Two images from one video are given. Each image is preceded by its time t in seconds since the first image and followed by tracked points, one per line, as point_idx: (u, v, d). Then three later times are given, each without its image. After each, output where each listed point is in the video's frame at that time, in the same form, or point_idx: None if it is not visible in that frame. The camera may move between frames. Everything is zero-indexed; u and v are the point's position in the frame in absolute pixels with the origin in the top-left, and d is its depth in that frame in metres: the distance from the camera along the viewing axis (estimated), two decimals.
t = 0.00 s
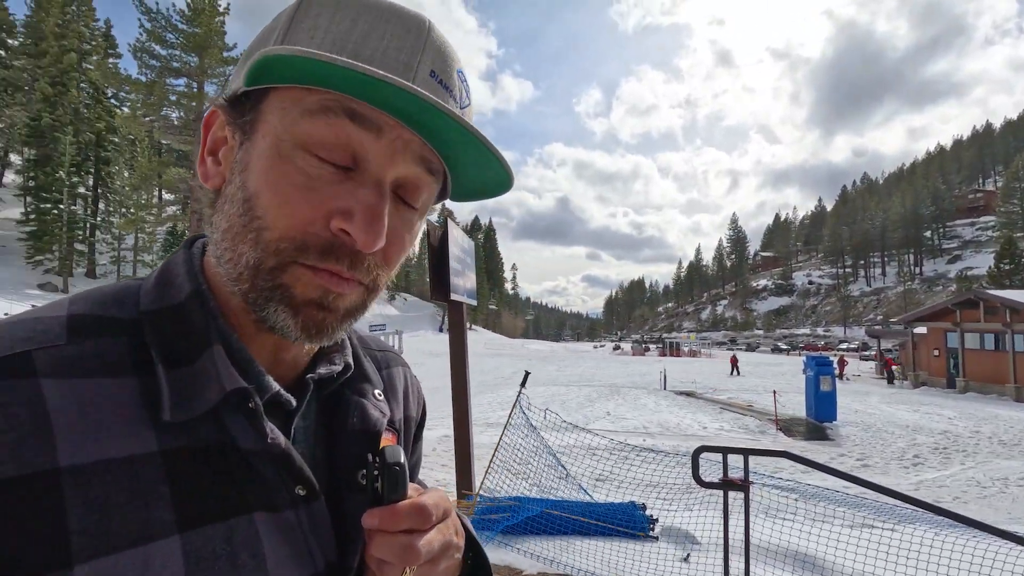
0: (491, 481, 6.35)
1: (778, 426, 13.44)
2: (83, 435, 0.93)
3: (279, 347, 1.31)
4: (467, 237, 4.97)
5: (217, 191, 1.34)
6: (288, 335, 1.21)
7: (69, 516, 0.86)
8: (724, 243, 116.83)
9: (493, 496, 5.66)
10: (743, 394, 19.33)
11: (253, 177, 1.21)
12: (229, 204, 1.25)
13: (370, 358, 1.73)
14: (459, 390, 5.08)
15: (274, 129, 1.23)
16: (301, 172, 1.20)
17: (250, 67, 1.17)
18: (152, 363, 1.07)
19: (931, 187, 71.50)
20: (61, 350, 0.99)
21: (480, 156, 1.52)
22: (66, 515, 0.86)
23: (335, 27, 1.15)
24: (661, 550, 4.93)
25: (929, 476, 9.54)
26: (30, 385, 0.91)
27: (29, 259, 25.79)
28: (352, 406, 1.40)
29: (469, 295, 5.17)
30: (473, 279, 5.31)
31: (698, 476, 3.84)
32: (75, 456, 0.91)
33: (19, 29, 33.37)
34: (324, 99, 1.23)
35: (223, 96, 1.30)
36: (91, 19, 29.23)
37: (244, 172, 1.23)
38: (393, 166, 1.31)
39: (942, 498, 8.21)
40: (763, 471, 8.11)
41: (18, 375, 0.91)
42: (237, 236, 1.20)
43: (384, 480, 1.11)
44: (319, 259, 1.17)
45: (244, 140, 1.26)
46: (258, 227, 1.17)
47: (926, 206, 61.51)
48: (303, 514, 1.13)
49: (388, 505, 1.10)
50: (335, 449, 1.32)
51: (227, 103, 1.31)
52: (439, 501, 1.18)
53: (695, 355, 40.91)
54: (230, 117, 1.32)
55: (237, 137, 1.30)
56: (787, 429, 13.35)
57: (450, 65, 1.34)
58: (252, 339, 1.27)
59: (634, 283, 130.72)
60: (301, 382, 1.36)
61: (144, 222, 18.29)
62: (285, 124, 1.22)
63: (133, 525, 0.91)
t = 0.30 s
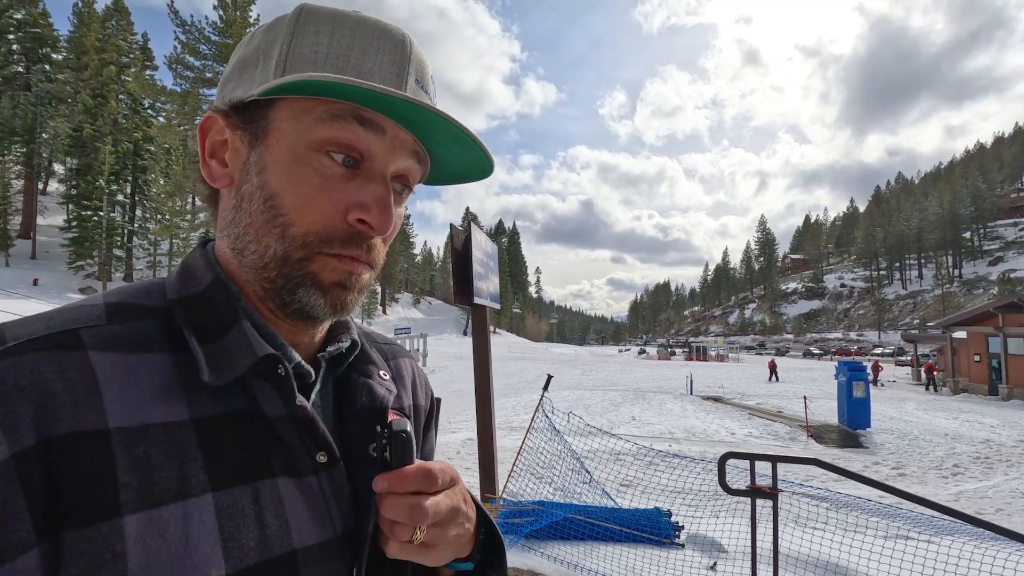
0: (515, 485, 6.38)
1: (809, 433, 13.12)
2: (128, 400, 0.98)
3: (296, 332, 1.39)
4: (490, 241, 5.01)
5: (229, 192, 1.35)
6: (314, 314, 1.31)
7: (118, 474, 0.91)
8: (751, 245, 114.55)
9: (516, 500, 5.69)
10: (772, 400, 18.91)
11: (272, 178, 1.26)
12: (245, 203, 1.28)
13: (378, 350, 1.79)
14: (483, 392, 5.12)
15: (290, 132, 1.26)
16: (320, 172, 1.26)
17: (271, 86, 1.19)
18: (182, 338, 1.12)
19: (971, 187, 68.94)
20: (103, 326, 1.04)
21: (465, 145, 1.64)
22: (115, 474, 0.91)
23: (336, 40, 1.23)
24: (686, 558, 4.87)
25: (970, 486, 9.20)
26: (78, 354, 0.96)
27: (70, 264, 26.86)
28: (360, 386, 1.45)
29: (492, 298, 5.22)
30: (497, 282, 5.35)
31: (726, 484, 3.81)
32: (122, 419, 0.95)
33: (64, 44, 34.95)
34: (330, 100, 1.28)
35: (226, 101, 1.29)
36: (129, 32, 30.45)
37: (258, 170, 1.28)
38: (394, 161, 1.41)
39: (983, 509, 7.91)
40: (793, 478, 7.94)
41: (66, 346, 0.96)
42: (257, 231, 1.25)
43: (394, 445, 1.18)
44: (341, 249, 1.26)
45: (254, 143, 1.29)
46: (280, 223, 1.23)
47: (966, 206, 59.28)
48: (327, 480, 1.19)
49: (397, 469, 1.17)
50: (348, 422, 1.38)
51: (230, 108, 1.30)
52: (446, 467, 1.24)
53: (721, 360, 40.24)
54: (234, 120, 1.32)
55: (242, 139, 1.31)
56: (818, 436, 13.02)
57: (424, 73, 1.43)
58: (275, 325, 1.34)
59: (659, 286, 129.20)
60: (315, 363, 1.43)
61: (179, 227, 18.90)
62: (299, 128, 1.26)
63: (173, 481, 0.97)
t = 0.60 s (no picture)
0: (535, 488, 6.37)
1: (838, 439, 12.79)
2: (173, 389, 1.02)
3: (319, 331, 1.43)
4: (510, 244, 5.04)
5: (256, 202, 1.37)
6: (341, 315, 1.36)
7: (168, 462, 0.95)
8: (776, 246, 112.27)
9: (536, 503, 5.70)
10: (798, 404, 18.50)
11: (306, 191, 1.29)
12: (278, 213, 1.31)
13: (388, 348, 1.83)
14: (503, 394, 5.13)
15: (322, 148, 1.29)
16: (353, 187, 1.30)
17: (306, 107, 1.22)
18: (215, 335, 1.17)
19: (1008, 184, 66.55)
20: (145, 324, 1.08)
21: (482, 157, 1.68)
22: (164, 459, 0.95)
23: (363, 62, 1.28)
24: (710, 564, 4.81)
25: (1008, 495, 8.85)
26: (124, 349, 1.00)
27: (104, 268, 27.74)
28: (374, 379, 1.47)
29: (512, 301, 5.24)
30: (517, 285, 5.38)
31: (750, 489, 3.74)
32: (169, 407, 1.00)
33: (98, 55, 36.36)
34: (360, 120, 1.32)
35: (254, 112, 1.29)
36: (160, 42, 31.47)
37: (289, 181, 1.30)
38: (417, 174, 1.46)
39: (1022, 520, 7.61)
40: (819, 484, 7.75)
41: (113, 341, 1.00)
42: (290, 239, 1.28)
43: (412, 434, 1.25)
44: (369, 256, 1.31)
45: (285, 157, 1.31)
46: (313, 233, 1.27)
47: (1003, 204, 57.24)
48: (352, 468, 1.23)
49: (415, 455, 1.24)
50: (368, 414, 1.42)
51: (260, 120, 1.31)
52: (463, 455, 1.31)
53: (746, 363, 39.55)
54: (264, 134, 1.33)
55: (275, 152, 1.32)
56: (847, 442, 12.69)
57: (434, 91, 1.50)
58: (304, 325, 1.38)
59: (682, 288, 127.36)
60: (332, 356, 1.47)
61: (207, 232, 19.40)
62: (331, 144, 1.29)
63: (220, 469, 1.01)
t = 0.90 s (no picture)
0: (552, 489, 6.34)
1: (863, 443, 12.50)
2: (195, 383, 1.04)
3: (336, 329, 1.46)
4: (527, 245, 5.05)
5: (279, 210, 1.36)
6: (366, 315, 1.40)
7: (195, 457, 0.97)
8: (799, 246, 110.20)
9: (554, 505, 5.68)
10: (822, 407, 18.13)
11: (336, 200, 1.30)
12: (306, 220, 1.32)
13: (397, 346, 1.84)
14: (521, 395, 5.13)
15: (352, 159, 1.30)
16: (383, 197, 1.32)
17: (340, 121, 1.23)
18: (233, 333, 1.19)
19: None
20: (164, 320, 1.10)
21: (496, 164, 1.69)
22: (188, 450, 0.97)
23: (391, 77, 1.29)
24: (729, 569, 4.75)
25: None
26: (148, 346, 1.03)
27: (132, 270, 28.50)
28: (385, 375, 1.48)
29: (530, 302, 5.25)
30: (534, 286, 5.39)
31: (772, 493, 3.69)
32: (193, 402, 1.02)
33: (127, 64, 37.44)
34: (387, 133, 1.34)
35: (281, 120, 1.29)
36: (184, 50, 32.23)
37: (318, 190, 1.31)
38: (437, 180, 1.47)
39: None
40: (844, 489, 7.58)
41: (137, 338, 1.02)
42: (320, 246, 1.30)
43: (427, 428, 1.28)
44: (396, 261, 1.35)
45: (314, 167, 1.31)
46: (343, 241, 1.29)
47: None
48: (366, 460, 1.25)
49: (427, 450, 1.27)
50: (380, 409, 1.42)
51: (287, 129, 1.30)
52: (473, 448, 1.33)
53: (768, 365, 38.94)
54: (288, 142, 1.32)
55: (302, 161, 1.32)
56: (873, 446, 12.40)
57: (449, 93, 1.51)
58: (326, 325, 1.40)
59: (702, 289, 125.74)
60: (345, 353, 1.49)
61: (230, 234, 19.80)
62: (363, 157, 1.31)
63: (241, 463, 1.03)
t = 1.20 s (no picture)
0: (566, 490, 6.32)
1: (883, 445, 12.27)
2: (209, 382, 1.05)
3: (348, 326, 1.46)
4: (541, 245, 5.04)
5: (292, 208, 1.37)
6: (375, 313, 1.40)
7: (208, 455, 0.98)
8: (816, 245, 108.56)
9: (568, 506, 5.66)
10: (841, 409, 17.82)
11: (348, 198, 1.31)
12: (318, 218, 1.32)
13: (410, 346, 1.85)
14: (534, 396, 5.12)
15: (362, 157, 1.30)
16: (394, 194, 1.32)
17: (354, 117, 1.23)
18: (248, 333, 1.20)
19: None
20: (181, 320, 1.11)
21: (509, 162, 1.68)
22: (202, 448, 0.97)
23: (400, 73, 1.29)
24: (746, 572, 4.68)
25: None
26: (164, 344, 1.03)
27: (153, 271, 29.11)
28: (399, 375, 1.48)
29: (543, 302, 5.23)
30: (549, 287, 5.38)
31: (790, 496, 3.61)
32: (210, 401, 1.03)
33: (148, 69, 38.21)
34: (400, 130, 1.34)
35: (295, 119, 1.30)
36: (203, 54, 32.79)
37: (329, 187, 1.32)
38: (448, 179, 1.47)
39: None
40: (865, 493, 7.43)
41: (155, 338, 1.03)
42: (330, 244, 1.30)
43: (441, 431, 1.28)
44: (408, 259, 1.35)
45: (326, 164, 1.32)
46: (354, 238, 1.29)
47: None
48: (379, 460, 1.26)
49: (438, 451, 1.27)
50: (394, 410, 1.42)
51: (299, 128, 1.31)
52: (485, 449, 1.33)
53: (785, 367, 38.44)
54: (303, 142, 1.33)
55: (315, 158, 1.33)
56: (893, 448, 12.16)
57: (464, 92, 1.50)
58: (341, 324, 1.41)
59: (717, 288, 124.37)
60: (359, 353, 1.49)
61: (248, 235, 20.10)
62: (373, 154, 1.31)
63: (255, 461, 1.03)
